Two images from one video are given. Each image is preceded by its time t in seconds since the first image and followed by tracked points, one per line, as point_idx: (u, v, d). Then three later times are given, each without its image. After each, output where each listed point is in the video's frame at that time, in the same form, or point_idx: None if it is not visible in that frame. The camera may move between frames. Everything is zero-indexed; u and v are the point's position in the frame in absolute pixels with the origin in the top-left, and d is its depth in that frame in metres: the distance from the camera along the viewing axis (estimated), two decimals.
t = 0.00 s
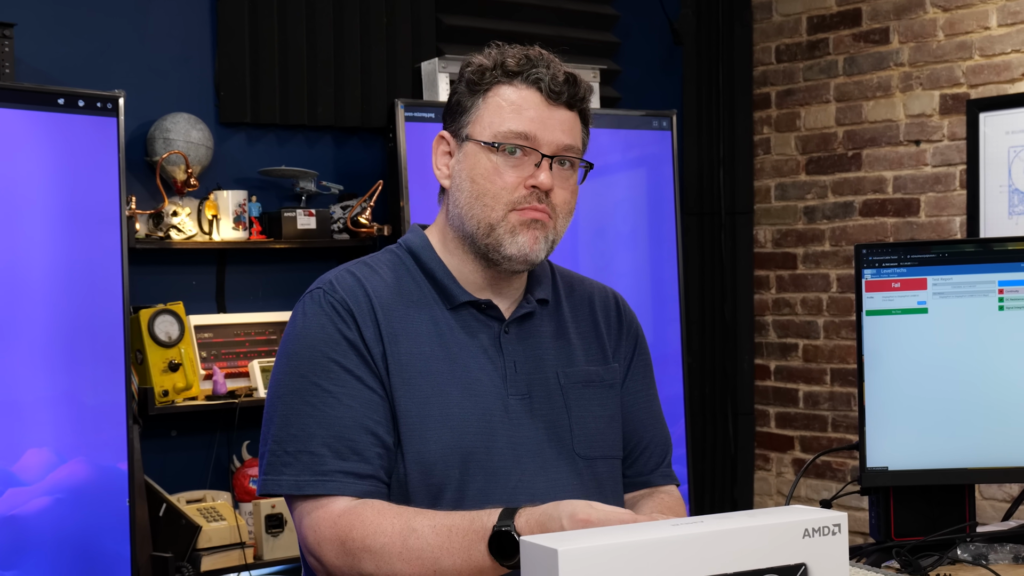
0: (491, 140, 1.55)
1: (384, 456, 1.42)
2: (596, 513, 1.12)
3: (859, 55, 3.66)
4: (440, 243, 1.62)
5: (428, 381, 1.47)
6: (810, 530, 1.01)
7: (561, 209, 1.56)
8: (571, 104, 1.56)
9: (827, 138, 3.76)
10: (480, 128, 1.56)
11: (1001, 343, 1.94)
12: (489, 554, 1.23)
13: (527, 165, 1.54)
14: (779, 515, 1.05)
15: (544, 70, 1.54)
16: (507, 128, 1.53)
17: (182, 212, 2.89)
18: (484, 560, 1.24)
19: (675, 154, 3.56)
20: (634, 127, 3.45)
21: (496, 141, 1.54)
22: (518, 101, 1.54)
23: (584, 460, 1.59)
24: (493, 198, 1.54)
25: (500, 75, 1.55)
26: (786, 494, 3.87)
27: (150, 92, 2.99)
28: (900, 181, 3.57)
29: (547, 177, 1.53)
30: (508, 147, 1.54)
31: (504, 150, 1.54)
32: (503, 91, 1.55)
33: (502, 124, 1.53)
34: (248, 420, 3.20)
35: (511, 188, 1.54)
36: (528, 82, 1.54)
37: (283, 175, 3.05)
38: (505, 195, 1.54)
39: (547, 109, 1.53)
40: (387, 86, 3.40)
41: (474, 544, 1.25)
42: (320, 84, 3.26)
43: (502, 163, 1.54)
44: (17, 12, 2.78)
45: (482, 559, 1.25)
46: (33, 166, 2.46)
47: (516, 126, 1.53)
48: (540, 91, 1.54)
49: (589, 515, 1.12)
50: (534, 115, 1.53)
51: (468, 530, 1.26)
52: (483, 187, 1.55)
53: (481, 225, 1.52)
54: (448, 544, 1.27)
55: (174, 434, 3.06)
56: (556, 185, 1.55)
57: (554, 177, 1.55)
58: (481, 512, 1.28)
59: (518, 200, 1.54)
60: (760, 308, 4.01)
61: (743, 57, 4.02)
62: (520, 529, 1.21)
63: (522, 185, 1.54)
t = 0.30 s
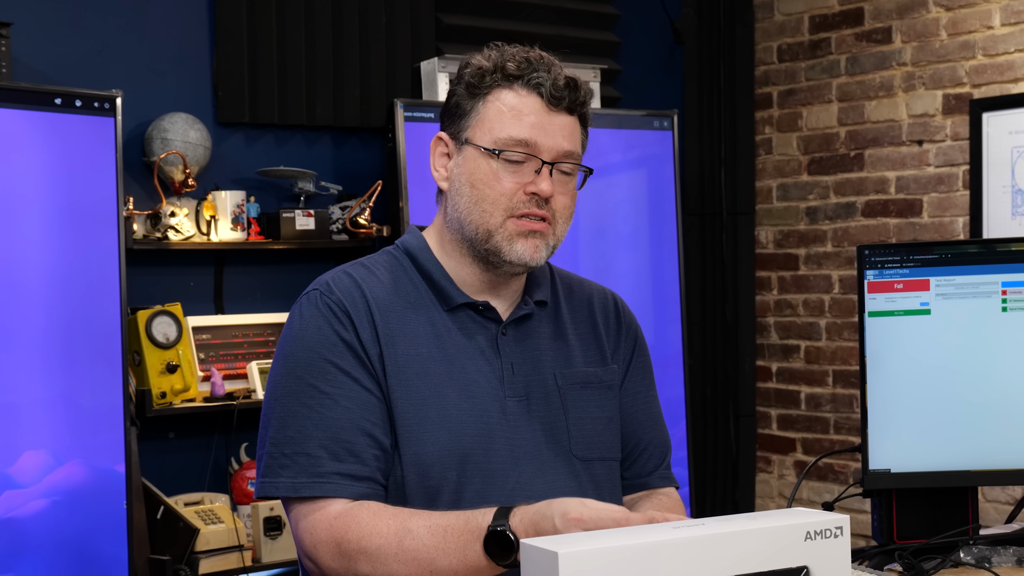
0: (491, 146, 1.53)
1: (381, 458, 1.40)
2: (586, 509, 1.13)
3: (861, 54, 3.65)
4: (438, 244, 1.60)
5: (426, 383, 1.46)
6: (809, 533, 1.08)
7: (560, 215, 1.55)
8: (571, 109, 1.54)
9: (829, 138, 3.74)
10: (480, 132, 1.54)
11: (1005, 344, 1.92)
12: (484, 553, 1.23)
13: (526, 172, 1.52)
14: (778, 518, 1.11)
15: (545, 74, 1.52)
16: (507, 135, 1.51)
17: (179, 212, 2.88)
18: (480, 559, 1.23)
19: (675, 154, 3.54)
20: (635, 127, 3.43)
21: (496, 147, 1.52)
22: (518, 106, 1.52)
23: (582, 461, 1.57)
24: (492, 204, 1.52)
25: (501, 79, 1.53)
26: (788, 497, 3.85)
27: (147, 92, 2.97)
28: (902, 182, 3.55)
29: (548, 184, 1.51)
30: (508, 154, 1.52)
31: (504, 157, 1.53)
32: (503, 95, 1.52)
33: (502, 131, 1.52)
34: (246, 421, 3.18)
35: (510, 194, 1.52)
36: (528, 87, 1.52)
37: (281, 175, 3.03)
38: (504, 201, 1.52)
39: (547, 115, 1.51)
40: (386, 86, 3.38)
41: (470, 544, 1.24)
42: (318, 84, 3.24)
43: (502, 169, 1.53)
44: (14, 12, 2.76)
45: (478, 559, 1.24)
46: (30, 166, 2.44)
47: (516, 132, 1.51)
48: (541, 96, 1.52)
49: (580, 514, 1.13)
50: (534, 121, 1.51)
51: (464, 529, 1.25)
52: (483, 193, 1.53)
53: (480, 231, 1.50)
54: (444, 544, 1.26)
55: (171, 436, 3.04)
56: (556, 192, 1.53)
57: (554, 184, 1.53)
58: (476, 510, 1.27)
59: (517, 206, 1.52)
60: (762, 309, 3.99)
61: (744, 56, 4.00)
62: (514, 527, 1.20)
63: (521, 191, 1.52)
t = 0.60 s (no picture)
0: (489, 150, 1.51)
1: (380, 458, 1.39)
2: (578, 467, 1.18)
3: (863, 54, 3.63)
4: (434, 246, 1.58)
5: (423, 383, 1.44)
6: (814, 535, 1.07)
7: (557, 218, 1.54)
8: (569, 111, 1.52)
9: (831, 138, 3.72)
10: (478, 136, 1.52)
11: (1008, 345, 1.90)
12: (483, 529, 1.23)
13: (524, 175, 1.51)
14: (783, 521, 1.11)
15: (543, 75, 1.50)
16: (505, 139, 1.49)
17: (177, 213, 2.86)
18: (479, 537, 1.23)
19: (677, 154, 3.53)
20: (636, 127, 3.42)
21: (495, 151, 1.50)
22: (516, 109, 1.50)
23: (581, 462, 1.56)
24: (489, 208, 1.51)
25: (498, 81, 1.51)
26: (790, 500, 3.83)
27: (145, 92, 2.95)
28: (905, 182, 3.53)
29: (546, 188, 1.50)
30: (506, 157, 1.50)
31: (502, 160, 1.51)
32: (500, 97, 1.50)
33: (500, 134, 1.50)
34: (244, 424, 3.16)
35: (508, 198, 1.51)
36: (527, 89, 1.50)
37: (280, 175, 3.01)
38: (502, 205, 1.51)
39: (546, 118, 1.50)
40: (386, 86, 3.37)
41: (467, 522, 1.24)
42: (317, 84, 3.22)
43: (500, 173, 1.51)
44: (10, 11, 2.74)
45: (477, 537, 1.23)
46: (27, 166, 2.42)
47: (514, 136, 1.49)
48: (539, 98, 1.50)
49: (574, 470, 1.18)
50: (532, 123, 1.49)
51: (461, 508, 1.25)
52: (480, 196, 1.51)
53: (477, 235, 1.48)
54: (442, 526, 1.25)
55: (169, 439, 3.02)
56: (553, 195, 1.52)
57: (552, 188, 1.52)
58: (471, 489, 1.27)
59: (514, 210, 1.51)
60: (763, 311, 3.97)
61: (746, 56, 3.99)
62: (512, 500, 1.21)
63: (519, 195, 1.51)
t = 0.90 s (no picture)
0: (490, 158, 1.49)
1: (378, 460, 1.37)
2: (547, 407, 1.20)
3: (865, 53, 3.61)
4: (433, 249, 1.56)
5: (422, 385, 1.42)
6: (817, 538, 1.09)
7: (557, 226, 1.52)
8: (571, 120, 1.50)
9: (833, 138, 3.70)
10: (479, 143, 1.50)
11: (1011, 347, 1.89)
12: (467, 495, 1.23)
13: (525, 184, 1.49)
14: (785, 523, 1.13)
15: (546, 83, 1.48)
16: (506, 149, 1.48)
17: (175, 214, 2.84)
18: (465, 504, 1.23)
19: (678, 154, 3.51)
20: (637, 127, 3.40)
21: (495, 160, 1.48)
22: (518, 117, 1.48)
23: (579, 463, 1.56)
24: (490, 217, 1.49)
25: (501, 87, 1.49)
26: (792, 502, 3.81)
27: (143, 92, 2.94)
28: (907, 183, 3.52)
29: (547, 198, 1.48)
30: (507, 167, 1.48)
31: (503, 169, 1.49)
32: (502, 104, 1.48)
33: (502, 143, 1.48)
34: (242, 425, 3.14)
35: (508, 207, 1.49)
36: (529, 96, 1.48)
37: (279, 176, 3.00)
38: (502, 214, 1.49)
39: (547, 127, 1.48)
40: (385, 85, 3.35)
41: (453, 490, 1.23)
42: (316, 83, 3.21)
43: (501, 181, 1.49)
44: (7, 10, 2.72)
45: (463, 505, 1.23)
46: (24, 167, 2.41)
47: (516, 145, 1.47)
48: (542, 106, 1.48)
49: (542, 411, 1.19)
50: (534, 132, 1.48)
51: (445, 480, 1.25)
52: (480, 205, 1.49)
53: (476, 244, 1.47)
54: (429, 501, 1.25)
55: (167, 441, 3.00)
56: (554, 204, 1.50)
57: (552, 196, 1.50)
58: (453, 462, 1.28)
59: (515, 219, 1.49)
60: (765, 312, 3.96)
61: (747, 56, 3.97)
62: (492, 461, 1.21)
63: (520, 204, 1.49)
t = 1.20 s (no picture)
0: (488, 153, 1.48)
1: (378, 464, 1.36)
2: (575, 478, 1.14)
3: (868, 53, 3.60)
4: (430, 249, 1.55)
5: (420, 388, 1.41)
6: (819, 540, 1.08)
7: (554, 224, 1.50)
8: (570, 117, 1.49)
9: (835, 138, 3.68)
10: (477, 138, 1.49)
11: (1014, 349, 1.87)
12: (485, 543, 1.19)
13: (522, 180, 1.47)
14: (787, 526, 1.11)
15: (545, 79, 1.47)
16: (504, 143, 1.46)
17: (173, 215, 2.83)
18: (481, 550, 1.20)
19: (679, 155, 3.50)
20: (638, 127, 3.38)
21: (493, 155, 1.47)
22: (517, 112, 1.47)
23: (576, 466, 1.54)
24: (485, 213, 1.48)
25: (500, 83, 1.47)
26: (793, 505, 3.79)
27: (140, 92, 2.92)
28: (910, 183, 3.50)
29: (543, 194, 1.46)
30: (504, 161, 1.47)
31: (500, 164, 1.47)
32: (501, 100, 1.47)
33: (499, 138, 1.46)
34: (240, 428, 3.12)
35: (505, 203, 1.47)
36: (528, 92, 1.46)
37: (277, 176, 2.98)
38: (498, 210, 1.48)
39: (546, 123, 1.46)
40: (384, 86, 3.33)
41: (470, 535, 1.20)
42: (315, 83, 3.19)
43: (498, 177, 1.48)
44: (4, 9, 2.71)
45: (479, 551, 1.20)
46: (21, 167, 2.39)
47: (513, 140, 1.46)
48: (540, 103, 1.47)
49: (570, 481, 1.14)
50: (533, 128, 1.46)
51: (464, 521, 1.22)
52: (477, 201, 1.48)
53: (472, 239, 1.46)
54: (445, 537, 1.22)
55: (165, 443, 2.99)
56: (550, 202, 1.49)
57: (549, 194, 1.49)
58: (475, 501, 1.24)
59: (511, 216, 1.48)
60: (766, 314, 3.94)
61: (748, 56, 3.95)
62: (514, 514, 1.17)
63: (516, 200, 1.47)
